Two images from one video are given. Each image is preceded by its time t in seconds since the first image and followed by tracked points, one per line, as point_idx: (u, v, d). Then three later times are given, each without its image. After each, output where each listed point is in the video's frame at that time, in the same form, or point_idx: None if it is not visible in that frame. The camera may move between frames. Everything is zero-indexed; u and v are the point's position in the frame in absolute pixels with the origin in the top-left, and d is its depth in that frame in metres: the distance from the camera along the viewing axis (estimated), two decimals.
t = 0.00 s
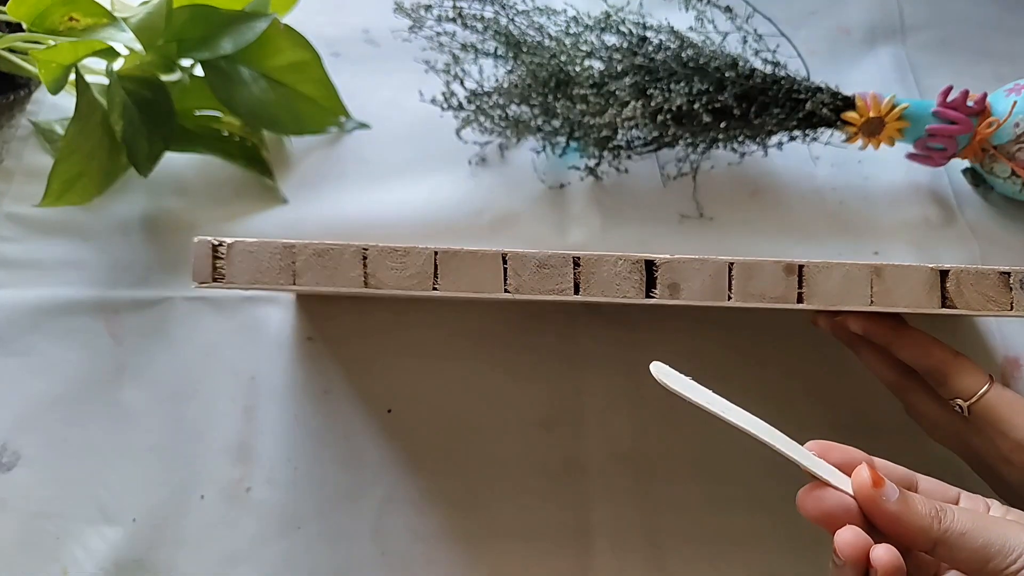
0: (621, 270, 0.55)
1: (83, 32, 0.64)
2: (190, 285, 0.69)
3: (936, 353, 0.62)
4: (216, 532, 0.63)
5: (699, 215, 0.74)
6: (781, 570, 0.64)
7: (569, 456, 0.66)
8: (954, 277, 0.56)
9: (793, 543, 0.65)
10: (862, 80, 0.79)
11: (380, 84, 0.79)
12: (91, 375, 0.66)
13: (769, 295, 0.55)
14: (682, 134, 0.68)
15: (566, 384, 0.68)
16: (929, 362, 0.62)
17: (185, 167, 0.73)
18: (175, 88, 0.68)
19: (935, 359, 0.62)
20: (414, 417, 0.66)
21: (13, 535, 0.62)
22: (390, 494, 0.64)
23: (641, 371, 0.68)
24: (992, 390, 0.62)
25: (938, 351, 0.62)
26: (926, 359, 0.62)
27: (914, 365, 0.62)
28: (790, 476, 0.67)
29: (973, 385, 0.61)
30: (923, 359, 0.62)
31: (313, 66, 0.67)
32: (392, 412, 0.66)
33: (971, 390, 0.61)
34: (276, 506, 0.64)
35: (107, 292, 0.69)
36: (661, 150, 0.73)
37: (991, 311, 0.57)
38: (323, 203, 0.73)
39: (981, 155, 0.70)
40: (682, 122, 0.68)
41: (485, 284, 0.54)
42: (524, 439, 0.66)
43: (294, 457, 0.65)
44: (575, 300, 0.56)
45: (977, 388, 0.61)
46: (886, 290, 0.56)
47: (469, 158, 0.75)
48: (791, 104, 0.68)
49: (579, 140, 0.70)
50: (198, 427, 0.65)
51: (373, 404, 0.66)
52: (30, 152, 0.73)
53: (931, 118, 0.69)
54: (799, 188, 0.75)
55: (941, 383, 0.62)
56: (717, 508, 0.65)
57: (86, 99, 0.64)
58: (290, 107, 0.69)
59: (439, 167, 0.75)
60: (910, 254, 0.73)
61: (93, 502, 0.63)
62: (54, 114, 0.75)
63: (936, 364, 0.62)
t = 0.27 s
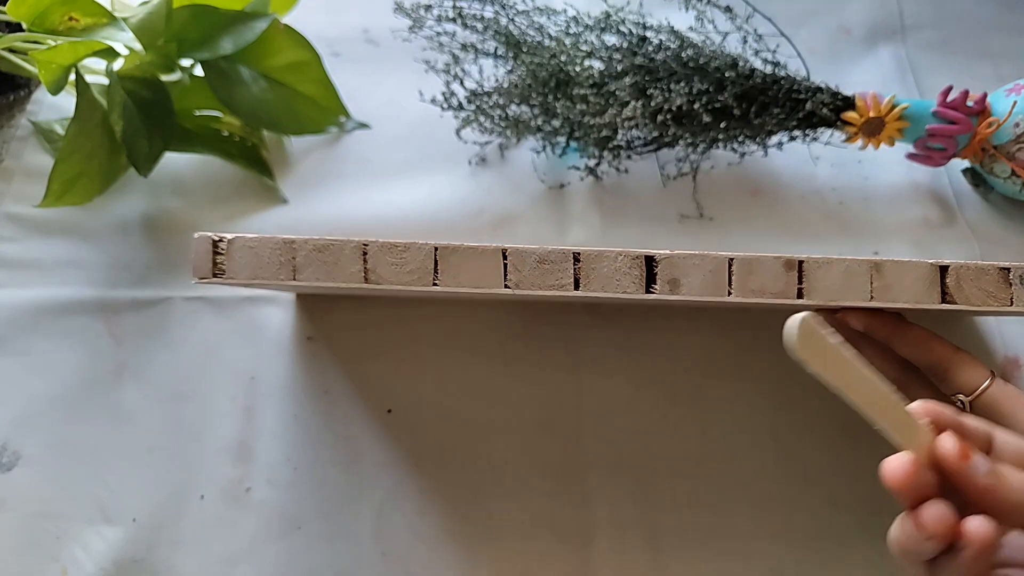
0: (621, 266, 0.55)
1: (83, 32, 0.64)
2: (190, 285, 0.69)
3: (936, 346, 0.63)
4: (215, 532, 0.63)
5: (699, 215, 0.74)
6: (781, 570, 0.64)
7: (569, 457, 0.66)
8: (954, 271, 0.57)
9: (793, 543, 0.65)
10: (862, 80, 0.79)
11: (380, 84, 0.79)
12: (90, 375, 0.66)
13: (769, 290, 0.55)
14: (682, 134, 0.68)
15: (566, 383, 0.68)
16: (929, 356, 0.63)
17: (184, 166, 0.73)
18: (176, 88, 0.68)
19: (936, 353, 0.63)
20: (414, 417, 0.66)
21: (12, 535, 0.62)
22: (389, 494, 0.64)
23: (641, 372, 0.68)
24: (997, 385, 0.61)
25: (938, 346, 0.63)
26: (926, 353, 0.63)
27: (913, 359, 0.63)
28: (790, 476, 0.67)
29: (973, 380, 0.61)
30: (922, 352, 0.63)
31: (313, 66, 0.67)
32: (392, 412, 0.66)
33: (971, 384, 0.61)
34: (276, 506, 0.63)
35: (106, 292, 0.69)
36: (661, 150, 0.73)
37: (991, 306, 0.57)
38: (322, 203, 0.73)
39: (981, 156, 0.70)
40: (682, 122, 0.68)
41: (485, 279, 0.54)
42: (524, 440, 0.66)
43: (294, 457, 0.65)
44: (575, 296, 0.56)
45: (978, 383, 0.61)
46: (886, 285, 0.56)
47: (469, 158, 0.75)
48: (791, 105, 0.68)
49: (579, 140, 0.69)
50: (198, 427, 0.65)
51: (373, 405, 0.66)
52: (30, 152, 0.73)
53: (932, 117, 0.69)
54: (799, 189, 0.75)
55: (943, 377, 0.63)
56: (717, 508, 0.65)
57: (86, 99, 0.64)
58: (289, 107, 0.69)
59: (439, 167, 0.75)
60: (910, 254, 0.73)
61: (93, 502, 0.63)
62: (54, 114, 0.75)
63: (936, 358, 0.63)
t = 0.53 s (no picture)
0: (621, 268, 0.55)
1: (83, 31, 0.64)
2: (190, 285, 0.69)
3: (935, 349, 0.61)
4: (215, 531, 0.63)
5: (699, 215, 0.74)
6: (781, 570, 0.64)
7: (568, 457, 0.66)
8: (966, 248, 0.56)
9: (793, 543, 0.65)
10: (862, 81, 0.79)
11: (380, 84, 0.79)
12: (91, 375, 0.66)
13: (769, 293, 0.55)
14: (682, 134, 0.68)
15: (566, 384, 0.68)
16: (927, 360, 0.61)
17: (184, 167, 0.73)
18: (176, 88, 0.68)
19: (934, 356, 0.61)
20: (414, 417, 0.66)
21: (12, 535, 0.62)
22: (389, 494, 0.64)
23: (640, 372, 0.69)
24: (996, 387, 0.60)
25: (938, 348, 0.61)
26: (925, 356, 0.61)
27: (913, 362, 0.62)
28: (790, 476, 0.67)
29: (972, 382, 0.60)
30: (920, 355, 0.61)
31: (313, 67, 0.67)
32: (392, 412, 0.66)
33: (971, 386, 0.60)
34: (276, 506, 0.63)
35: (107, 292, 0.69)
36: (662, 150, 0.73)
37: (991, 309, 0.57)
38: (322, 203, 0.73)
39: (981, 156, 0.70)
40: (682, 122, 0.68)
41: (485, 282, 0.54)
42: (524, 440, 0.66)
43: (294, 457, 0.65)
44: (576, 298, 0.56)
45: (977, 385, 0.60)
46: (885, 288, 0.56)
47: (469, 158, 0.75)
48: (791, 105, 0.68)
49: (579, 140, 0.69)
50: (199, 427, 0.65)
51: (373, 405, 0.66)
52: (30, 152, 0.73)
53: (932, 118, 0.69)
54: (799, 189, 0.75)
55: (941, 380, 0.61)
56: (717, 508, 0.65)
57: (86, 99, 0.64)
58: (289, 107, 0.69)
59: (439, 167, 0.75)
60: (910, 253, 0.73)
61: (93, 502, 0.63)
62: (54, 114, 0.75)
63: (935, 362, 0.61)
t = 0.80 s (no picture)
0: (621, 283, 0.55)
1: (82, 31, 0.64)
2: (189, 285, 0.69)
3: (935, 360, 0.62)
4: (215, 531, 0.63)
5: (699, 215, 0.73)
6: (781, 570, 0.64)
7: (568, 457, 0.66)
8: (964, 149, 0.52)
9: (793, 543, 0.65)
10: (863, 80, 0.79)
11: (380, 83, 0.79)
12: (91, 376, 0.66)
13: (768, 308, 0.55)
14: (682, 134, 0.68)
15: (566, 384, 0.68)
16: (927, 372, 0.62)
17: (184, 167, 0.73)
18: (176, 88, 0.68)
19: (935, 367, 0.61)
20: (414, 418, 0.66)
21: (12, 535, 0.62)
22: (389, 495, 0.64)
23: (640, 372, 0.69)
24: (994, 401, 0.60)
25: (938, 360, 0.62)
26: (925, 367, 0.62)
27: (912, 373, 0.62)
28: (790, 477, 0.67)
29: (971, 394, 0.60)
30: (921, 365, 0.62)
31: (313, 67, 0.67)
32: (392, 412, 0.66)
33: (970, 398, 0.60)
34: (276, 506, 0.64)
35: (107, 292, 0.69)
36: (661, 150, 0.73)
37: (990, 324, 0.58)
38: (321, 204, 0.73)
39: (981, 156, 0.70)
40: (682, 122, 0.68)
41: (485, 298, 0.55)
42: (524, 440, 0.66)
43: (294, 457, 0.65)
44: (575, 313, 0.56)
45: (976, 397, 0.60)
46: (885, 304, 0.56)
47: (469, 158, 0.75)
48: (791, 105, 0.68)
49: (579, 140, 0.69)
50: (199, 428, 0.65)
51: (373, 405, 0.66)
52: (30, 152, 0.73)
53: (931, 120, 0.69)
54: (799, 189, 0.75)
55: (940, 391, 0.62)
56: (716, 508, 0.65)
57: (85, 99, 0.64)
58: (289, 108, 0.69)
59: (439, 168, 0.75)
60: (910, 256, 0.73)
61: (93, 502, 0.63)
62: (54, 114, 0.75)
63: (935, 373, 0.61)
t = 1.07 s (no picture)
0: (621, 282, 0.55)
1: (82, 31, 0.64)
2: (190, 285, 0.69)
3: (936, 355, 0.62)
4: (215, 531, 0.62)
5: (699, 215, 0.73)
6: (783, 571, 0.64)
7: (568, 457, 0.66)
8: (812, 137, 0.51)
9: (795, 543, 0.65)
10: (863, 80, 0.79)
11: (380, 83, 0.79)
12: (91, 375, 0.66)
13: (768, 307, 0.55)
14: (682, 134, 0.69)
15: (566, 385, 0.68)
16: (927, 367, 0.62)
17: (183, 167, 0.74)
18: (177, 88, 0.68)
19: (936, 363, 0.62)
20: (414, 418, 0.66)
21: (10, 535, 0.61)
22: (390, 494, 0.64)
23: (640, 372, 0.69)
24: (996, 397, 0.60)
25: (939, 356, 0.62)
26: (926, 363, 0.62)
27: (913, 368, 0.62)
28: (790, 477, 0.67)
29: (973, 390, 0.60)
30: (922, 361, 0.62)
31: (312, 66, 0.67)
32: (392, 412, 0.66)
33: (971, 395, 0.60)
34: (276, 505, 0.63)
35: (107, 292, 0.69)
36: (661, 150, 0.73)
37: (990, 322, 0.58)
38: (322, 203, 0.73)
39: (981, 155, 0.70)
40: (682, 122, 0.68)
41: (484, 296, 0.55)
42: (524, 440, 0.66)
43: (295, 457, 0.65)
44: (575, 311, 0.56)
45: (977, 394, 0.60)
46: (885, 302, 0.56)
47: (469, 158, 0.75)
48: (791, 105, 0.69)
49: (579, 140, 0.69)
50: (199, 427, 0.65)
51: (374, 405, 0.67)
52: (30, 152, 0.73)
53: (932, 119, 0.69)
54: (799, 189, 0.75)
55: (943, 388, 0.62)
56: (716, 508, 0.65)
57: (85, 99, 0.64)
58: (289, 108, 0.69)
59: (439, 167, 0.75)
60: (910, 254, 0.73)
61: (93, 502, 0.62)
62: (53, 114, 0.75)
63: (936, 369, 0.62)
